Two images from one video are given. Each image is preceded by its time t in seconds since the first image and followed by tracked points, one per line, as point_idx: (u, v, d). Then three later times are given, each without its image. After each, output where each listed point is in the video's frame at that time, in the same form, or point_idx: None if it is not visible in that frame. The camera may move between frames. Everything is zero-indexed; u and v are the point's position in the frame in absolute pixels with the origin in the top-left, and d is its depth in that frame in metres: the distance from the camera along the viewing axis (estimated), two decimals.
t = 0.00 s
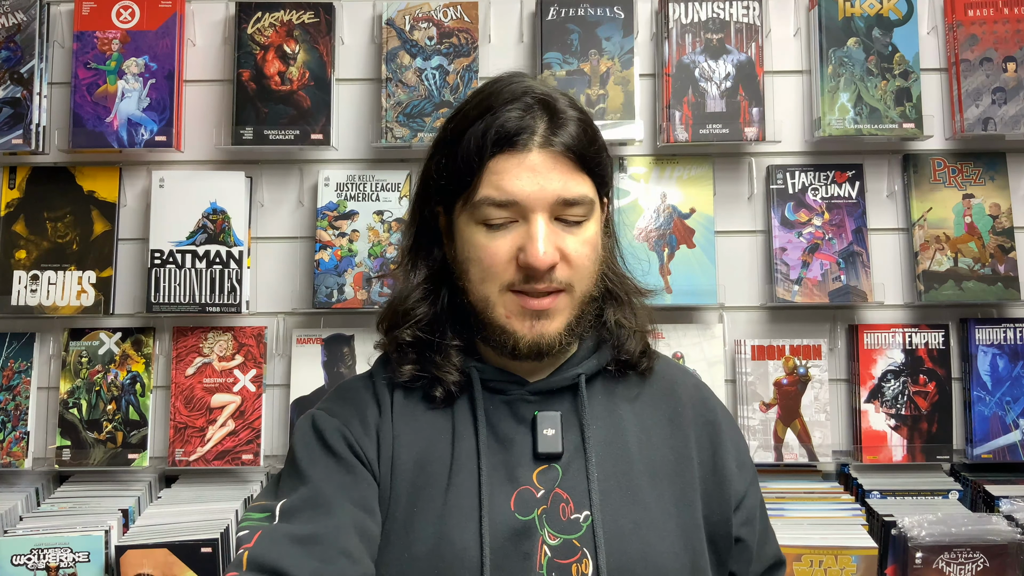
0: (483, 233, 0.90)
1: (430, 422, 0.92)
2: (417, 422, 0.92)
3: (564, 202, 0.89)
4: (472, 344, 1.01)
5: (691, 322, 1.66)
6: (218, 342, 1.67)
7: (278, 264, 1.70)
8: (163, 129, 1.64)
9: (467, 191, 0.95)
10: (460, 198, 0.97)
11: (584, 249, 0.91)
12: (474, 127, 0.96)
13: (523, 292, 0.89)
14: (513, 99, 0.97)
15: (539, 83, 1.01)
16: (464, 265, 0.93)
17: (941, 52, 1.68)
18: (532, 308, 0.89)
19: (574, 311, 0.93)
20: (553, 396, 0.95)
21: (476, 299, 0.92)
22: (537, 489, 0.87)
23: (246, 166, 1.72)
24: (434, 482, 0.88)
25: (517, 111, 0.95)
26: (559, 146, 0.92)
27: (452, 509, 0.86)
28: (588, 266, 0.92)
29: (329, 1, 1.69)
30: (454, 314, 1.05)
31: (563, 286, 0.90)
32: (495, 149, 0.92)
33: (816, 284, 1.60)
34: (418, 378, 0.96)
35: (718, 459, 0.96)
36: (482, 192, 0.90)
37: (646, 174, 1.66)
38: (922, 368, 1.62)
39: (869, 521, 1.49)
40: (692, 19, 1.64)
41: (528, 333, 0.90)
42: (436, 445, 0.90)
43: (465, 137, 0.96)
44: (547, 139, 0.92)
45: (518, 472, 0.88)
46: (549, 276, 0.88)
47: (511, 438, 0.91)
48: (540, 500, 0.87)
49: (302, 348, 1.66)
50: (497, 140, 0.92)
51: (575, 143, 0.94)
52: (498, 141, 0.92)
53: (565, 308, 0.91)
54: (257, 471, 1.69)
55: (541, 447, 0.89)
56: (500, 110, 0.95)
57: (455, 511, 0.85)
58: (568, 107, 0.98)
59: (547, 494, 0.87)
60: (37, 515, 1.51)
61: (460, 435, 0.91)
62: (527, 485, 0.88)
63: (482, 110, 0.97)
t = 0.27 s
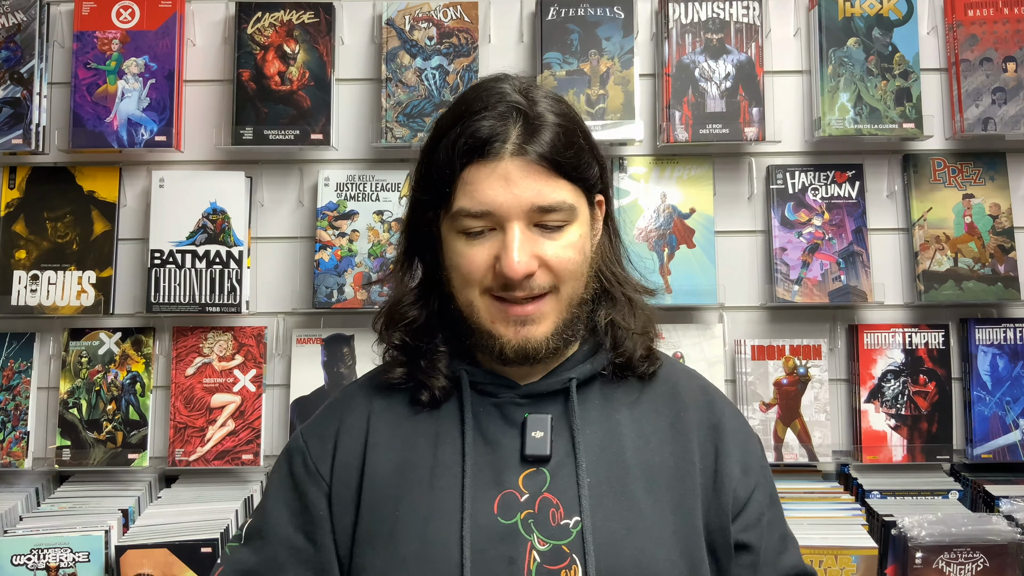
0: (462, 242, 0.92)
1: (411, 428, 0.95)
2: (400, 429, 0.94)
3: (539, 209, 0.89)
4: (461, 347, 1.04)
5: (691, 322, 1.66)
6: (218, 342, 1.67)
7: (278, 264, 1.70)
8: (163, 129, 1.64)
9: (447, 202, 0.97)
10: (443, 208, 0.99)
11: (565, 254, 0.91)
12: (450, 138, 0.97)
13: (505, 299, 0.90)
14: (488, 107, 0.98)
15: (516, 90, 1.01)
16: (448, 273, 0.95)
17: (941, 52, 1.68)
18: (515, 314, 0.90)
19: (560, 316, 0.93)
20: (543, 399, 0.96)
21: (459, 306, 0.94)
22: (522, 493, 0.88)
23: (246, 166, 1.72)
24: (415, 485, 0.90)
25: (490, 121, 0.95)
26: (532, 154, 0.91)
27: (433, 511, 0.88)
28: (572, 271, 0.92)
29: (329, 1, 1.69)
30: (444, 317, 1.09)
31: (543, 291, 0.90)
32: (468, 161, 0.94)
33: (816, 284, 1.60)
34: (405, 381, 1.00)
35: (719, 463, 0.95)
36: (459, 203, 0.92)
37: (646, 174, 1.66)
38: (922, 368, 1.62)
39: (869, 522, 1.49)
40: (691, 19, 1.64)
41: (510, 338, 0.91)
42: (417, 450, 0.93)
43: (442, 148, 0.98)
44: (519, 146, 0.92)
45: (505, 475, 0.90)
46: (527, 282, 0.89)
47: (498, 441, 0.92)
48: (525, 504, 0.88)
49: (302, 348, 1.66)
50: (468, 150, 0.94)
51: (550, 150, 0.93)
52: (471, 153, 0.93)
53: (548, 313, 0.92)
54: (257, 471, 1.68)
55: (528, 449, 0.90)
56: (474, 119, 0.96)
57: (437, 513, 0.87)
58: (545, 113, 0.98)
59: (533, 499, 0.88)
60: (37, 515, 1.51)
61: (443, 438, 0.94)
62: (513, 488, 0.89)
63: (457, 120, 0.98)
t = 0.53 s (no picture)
0: (453, 239, 0.93)
1: (391, 425, 0.98)
2: (381, 427, 0.98)
3: (528, 207, 0.89)
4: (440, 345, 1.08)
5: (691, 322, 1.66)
6: (218, 342, 1.68)
7: (277, 264, 1.70)
8: (163, 129, 1.64)
9: (438, 198, 0.97)
10: (434, 205, 1.00)
11: (553, 252, 0.91)
12: (441, 136, 0.98)
13: (495, 295, 0.91)
14: (478, 105, 0.98)
15: (507, 88, 1.01)
16: (439, 269, 0.96)
17: (941, 52, 1.68)
18: (505, 310, 0.91)
19: (549, 312, 0.94)
20: (517, 395, 0.95)
21: (451, 301, 0.95)
22: (491, 487, 0.88)
23: (246, 166, 1.72)
24: (391, 480, 0.92)
25: (480, 118, 0.95)
26: (522, 152, 0.91)
27: (405, 503, 0.90)
28: (560, 268, 0.93)
29: (329, 1, 1.69)
30: (428, 314, 1.14)
31: (533, 288, 0.91)
32: (459, 158, 0.94)
33: (816, 284, 1.60)
34: (388, 380, 1.05)
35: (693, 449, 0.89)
36: (450, 199, 0.92)
37: (646, 174, 1.66)
38: (922, 368, 1.62)
39: (869, 522, 1.49)
40: (692, 19, 1.64)
41: (499, 334, 0.91)
42: (395, 446, 0.95)
43: (433, 146, 0.99)
44: (509, 144, 0.92)
45: (474, 469, 0.89)
46: (517, 279, 0.90)
47: (470, 436, 0.92)
48: (492, 498, 0.87)
49: (302, 348, 1.66)
50: (458, 147, 0.94)
51: (539, 148, 0.93)
52: (462, 150, 0.94)
53: (537, 309, 0.92)
54: (257, 471, 1.68)
55: (498, 444, 0.90)
56: (464, 118, 0.96)
57: (409, 507, 0.89)
58: (534, 111, 0.98)
59: (501, 493, 0.87)
60: (37, 515, 1.51)
61: (419, 434, 0.96)
62: (481, 482, 0.88)
63: (447, 119, 0.99)
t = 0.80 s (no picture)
0: (465, 231, 0.92)
1: (382, 419, 0.98)
2: (373, 421, 0.99)
3: (543, 204, 0.90)
4: (437, 340, 1.10)
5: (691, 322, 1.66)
6: (218, 342, 1.68)
7: (278, 264, 1.70)
8: (163, 129, 1.64)
9: (450, 191, 0.97)
10: (443, 197, 0.99)
11: (561, 251, 0.92)
12: (458, 128, 0.97)
13: (502, 289, 0.91)
14: (497, 101, 0.98)
15: (524, 86, 1.02)
16: (446, 262, 0.96)
17: (940, 52, 1.68)
18: (511, 305, 0.91)
19: (552, 309, 0.95)
20: (501, 391, 0.95)
21: (456, 293, 0.95)
22: (473, 480, 0.88)
23: (246, 166, 1.72)
24: (380, 472, 0.93)
25: (500, 114, 0.95)
26: (540, 149, 0.92)
27: (392, 495, 0.90)
28: (566, 266, 0.94)
29: (329, 1, 1.69)
30: (430, 303, 1.15)
31: (541, 284, 0.91)
32: (477, 152, 0.94)
33: (816, 284, 1.60)
34: (384, 373, 1.06)
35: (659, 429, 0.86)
36: (466, 192, 0.92)
37: (646, 174, 1.66)
38: (922, 368, 1.62)
39: (869, 522, 1.49)
40: (691, 19, 1.64)
41: (504, 327, 0.92)
42: (385, 440, 0.96)
43: (449, 138, 0.98)
44: (528, 141, 0.92)
45: (459, 461, 0.89)
46: (526, 274, 0.90)
47: (455, 429, 0.93)
48: (475, 490, 0.87)
49: (301, 348, 1.66)
50: (480, 141, 0.94)
51: (556, 147, 0.94)
52: (480, 144, 0.94)
53: (542, 305, 0.93)
54: (257, 471, 1.69)
55: (481, 438, 0.90)
56: (484, 112, 0.96)
57: (396, 499, 0.89)
58: (551, 111, 0.99)
59: (483, 486, 0.87)
60: (38, 515, 1.52)
61: (410, 427, 0.96)
62: (465, 475, 0.88)
63: (465, 112, 0.99)
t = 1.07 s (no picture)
0: (455, 232, 0.93)
1: (375, 414, 0.98)
2: (366, 416, 0.99)
3: (531, 205, 0.90)
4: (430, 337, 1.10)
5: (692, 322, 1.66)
6: (218, 342, 1.68)
7: (278, 264, 1.70)
8: (163, 129, 1.64)
9: (440, 191, 0.98)
10: (434, 197, 1.00)
11: (550, 251, 0.92)
12: (447, 130, 0.97)
13: (492, 288, 0.91)
14: (485, 103, 0.98)
15: (513, 88, 1.02)
16: (437, 261, 0.96)
17: (940, 52, 1.68)
18: (501, 304, 0.92)
19: (542, 308, 0.95)
20: (491, 387, 0.96)
21: (447, 292, 0.95)
22: (462, 475, 0.88)
23: (246, 166, 1.72)
24: (372, 467, 0.93)
25: (488, 115, 0.95)
26: (528, 151, 0.92)
27: (383, 490, 0.90)
28: (555, 265, 0.94)
29: (329, 1, 1.69)
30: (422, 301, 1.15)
31: (530, 284, 0.91)
32: (466, 153, 0.94)
33: (816, 284, 1.60)
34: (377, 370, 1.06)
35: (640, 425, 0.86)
36: (455, 193, 0.92)
37: (646, 174, 1.66)
38: (922, 368, 1.62)
39: (869, 522, 1.50)
40: (691, 19, 1.64)
41: (494, 326, 0.92)
42: (377, 435, 0.96)
43: (438, 140, 0.98)
44: (516, 143, 0.92)
45: (447, 456, 0.90)
46: (515, 274, 0.90)
47: (445, 424, 0.93)
48: (463, 485, 0.87)
49: (302, 348, 1.66)
50: (468, 143, 0.94)
51: (544, 149, 0.94)
52: (469, 146, 0.94)
53: (532, 304, 0.93)
54: (257, 471, 1.69)
55: (470, 434, 0.90)
56: (472, 114, 0.96)
57: (387, 495, 0.90)
58: (539, 113, 0.99)
59: (472, 481, 0.87)
60: (38, 515, 1.51)
61: (402, 422, 0.96)
62: (454, 470, 0.88)
63: (454, 114, 0.99)
